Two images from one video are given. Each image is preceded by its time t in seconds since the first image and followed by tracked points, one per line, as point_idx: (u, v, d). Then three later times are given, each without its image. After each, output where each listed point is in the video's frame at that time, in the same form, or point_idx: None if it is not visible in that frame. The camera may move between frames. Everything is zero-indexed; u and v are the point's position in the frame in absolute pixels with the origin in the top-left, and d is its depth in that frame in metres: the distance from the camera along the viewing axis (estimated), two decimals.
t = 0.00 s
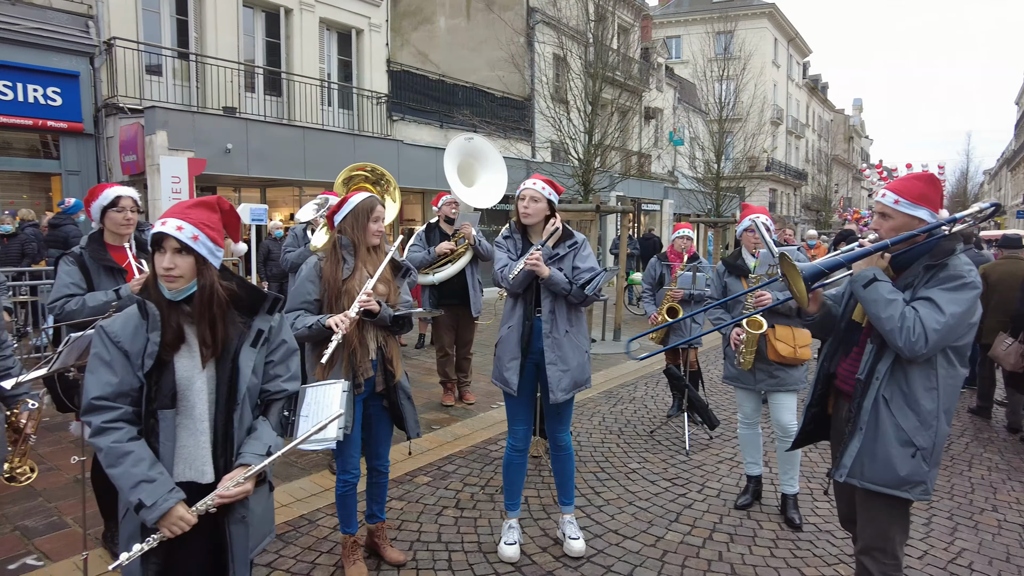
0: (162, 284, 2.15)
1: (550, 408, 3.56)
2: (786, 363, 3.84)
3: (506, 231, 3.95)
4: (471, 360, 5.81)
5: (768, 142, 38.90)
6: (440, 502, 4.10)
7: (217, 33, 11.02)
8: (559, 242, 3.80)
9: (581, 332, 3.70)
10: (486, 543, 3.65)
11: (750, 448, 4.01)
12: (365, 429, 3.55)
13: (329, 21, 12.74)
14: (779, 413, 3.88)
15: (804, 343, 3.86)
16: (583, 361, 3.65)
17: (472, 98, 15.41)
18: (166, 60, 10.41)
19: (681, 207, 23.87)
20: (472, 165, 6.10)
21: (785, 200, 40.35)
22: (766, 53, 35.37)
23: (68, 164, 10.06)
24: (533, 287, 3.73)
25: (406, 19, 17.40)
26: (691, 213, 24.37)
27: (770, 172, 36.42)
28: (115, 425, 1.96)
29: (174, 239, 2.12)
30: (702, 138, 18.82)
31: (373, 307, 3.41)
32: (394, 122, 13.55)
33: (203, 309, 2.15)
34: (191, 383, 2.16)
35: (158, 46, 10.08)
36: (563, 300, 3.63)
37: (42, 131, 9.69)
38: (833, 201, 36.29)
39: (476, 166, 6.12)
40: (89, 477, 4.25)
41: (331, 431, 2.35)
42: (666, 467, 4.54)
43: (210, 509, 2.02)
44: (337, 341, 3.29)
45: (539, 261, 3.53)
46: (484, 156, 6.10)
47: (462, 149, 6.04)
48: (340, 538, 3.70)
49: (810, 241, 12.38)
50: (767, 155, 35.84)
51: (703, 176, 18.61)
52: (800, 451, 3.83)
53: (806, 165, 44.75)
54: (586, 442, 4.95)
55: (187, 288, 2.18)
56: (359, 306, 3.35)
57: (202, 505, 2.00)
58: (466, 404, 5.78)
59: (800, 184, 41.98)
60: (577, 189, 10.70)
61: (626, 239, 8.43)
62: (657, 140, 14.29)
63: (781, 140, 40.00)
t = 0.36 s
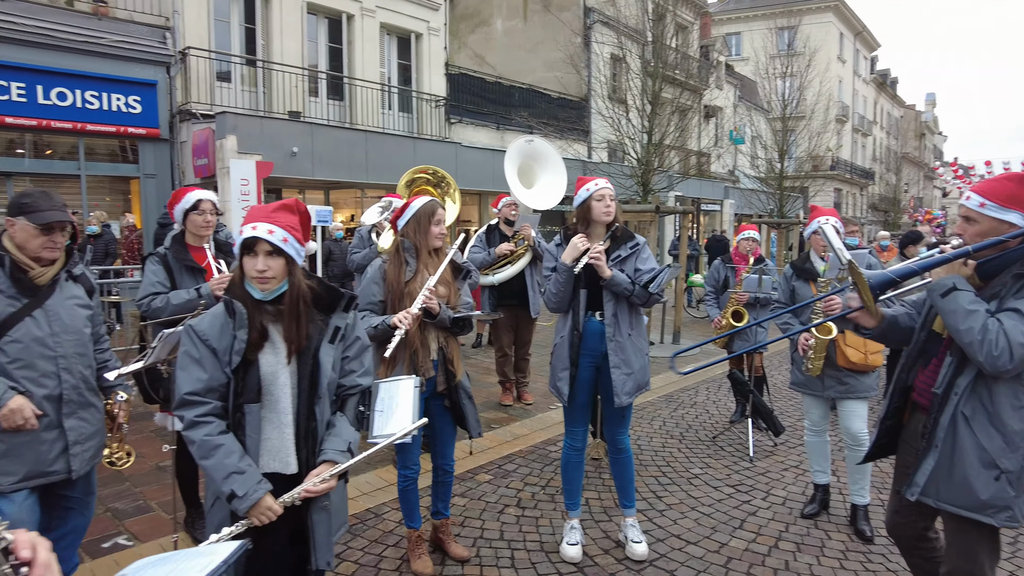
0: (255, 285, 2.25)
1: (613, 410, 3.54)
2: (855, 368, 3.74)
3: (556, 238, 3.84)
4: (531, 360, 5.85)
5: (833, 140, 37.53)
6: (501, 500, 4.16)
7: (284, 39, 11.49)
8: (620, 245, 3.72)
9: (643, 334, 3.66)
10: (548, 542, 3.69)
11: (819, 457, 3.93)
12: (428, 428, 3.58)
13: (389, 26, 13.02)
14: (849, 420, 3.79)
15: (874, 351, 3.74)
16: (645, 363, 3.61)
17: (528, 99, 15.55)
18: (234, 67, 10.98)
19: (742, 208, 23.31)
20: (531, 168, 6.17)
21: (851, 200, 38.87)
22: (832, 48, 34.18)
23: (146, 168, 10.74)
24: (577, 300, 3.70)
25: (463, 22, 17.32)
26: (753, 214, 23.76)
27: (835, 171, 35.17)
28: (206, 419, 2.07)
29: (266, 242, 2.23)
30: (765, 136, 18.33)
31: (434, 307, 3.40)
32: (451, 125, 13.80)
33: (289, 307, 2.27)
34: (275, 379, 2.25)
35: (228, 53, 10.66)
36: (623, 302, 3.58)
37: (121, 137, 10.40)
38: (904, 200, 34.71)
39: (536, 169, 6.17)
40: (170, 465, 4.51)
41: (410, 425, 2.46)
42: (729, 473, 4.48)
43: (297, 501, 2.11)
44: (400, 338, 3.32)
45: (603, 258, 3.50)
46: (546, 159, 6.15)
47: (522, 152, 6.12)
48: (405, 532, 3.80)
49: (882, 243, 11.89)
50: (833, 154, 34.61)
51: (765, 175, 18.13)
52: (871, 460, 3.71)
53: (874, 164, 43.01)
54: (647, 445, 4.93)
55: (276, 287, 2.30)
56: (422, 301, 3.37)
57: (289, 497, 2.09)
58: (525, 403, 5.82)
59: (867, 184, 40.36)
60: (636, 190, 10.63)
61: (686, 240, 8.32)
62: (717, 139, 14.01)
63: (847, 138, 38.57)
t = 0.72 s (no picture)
0: (405, 287, 2.38)
1: (701, 416, 3.50)
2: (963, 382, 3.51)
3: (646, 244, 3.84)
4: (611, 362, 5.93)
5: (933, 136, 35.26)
6: (584, 502, 4.23)
7: (369, 47, 12.00)
8: (709, 250, 3.69)
9: (732, 341, 3.61)
10: (632, 546, 3.72)
11: (918, 472, 3.75)
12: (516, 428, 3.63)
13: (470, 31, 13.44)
14: (953, 436, 3.59)
15: (981, 363, 3.50)
16: (734, 370, 3.56)
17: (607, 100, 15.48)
18: (323, 74, 11.65)
19: (831, 209, 22.29)
20: (615, 169, 6.47)
21: (953, 199, 36.39)
22: (934, 37, 32.17)
23: (243, 172, 11.54)
24: (665, 307, 3.67)
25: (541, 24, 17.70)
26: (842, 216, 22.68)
27: (935, 168, 33.05)
28: (322, 419, 2.20)
29: (405, 243, 2.40)
30: (856, 133, 17.49)
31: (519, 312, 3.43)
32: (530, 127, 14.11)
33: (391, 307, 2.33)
34: (387, 378, 2.37)
35: (317, 61, 11.35)
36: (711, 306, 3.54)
37: (219, 143, 11.22)
38: (1015, 199, 32.14)
39: (620, 172, 6.45)
40: (270, 454, 4.81)
41: (503, 419, 2.70)
42: (819, 485, 4.35)
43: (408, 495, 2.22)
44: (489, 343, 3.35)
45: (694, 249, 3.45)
46: (630, 163, 6.43)
47: (607, 154, 6.41)
48: (490, 528, 3.90)
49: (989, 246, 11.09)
50: (932, 151, 32.56)
51: (857, 174, 17.29)
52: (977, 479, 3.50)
53: (979, 161, 40.09)
54: (731, 453, 4.85)
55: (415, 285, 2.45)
56: (508, 309, 3.39)
57: (400, 491, 2.18)
58: (605, 407, 5.87)
59: (970, 181, 37.67)
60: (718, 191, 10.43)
61: (771, 243, 8.10)
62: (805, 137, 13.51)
63: (948, 133, 36.15)
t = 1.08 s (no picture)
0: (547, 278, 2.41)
1: (856, 429, 3.27)
2: None
3: (798, 244, 3.60)
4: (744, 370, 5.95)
5: None
6: (716, 511, 4.13)
7: (498, 51, 12.51)
8: (869, 249, 3.39)
9: (895, 349, 3.32)
10: (768, 561, 3.58)
11: None
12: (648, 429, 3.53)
13: (597, 29, 13.67)
14: None
15: None
16: (897, 380, 3.28)
17: (741, 92, 14.97)
18: (454, 79, 12.26)
19: (1003, 207, 19.82)
20: (754, 165, 6.33)
21: None
22: None
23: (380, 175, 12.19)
24: (821, 311, 3.41)
25: (669, 18, 16.37)
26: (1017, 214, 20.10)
27: None
28: (475, 414, 2.16)
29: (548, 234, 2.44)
30: None
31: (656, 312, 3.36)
32: (657, 123, 13.93)
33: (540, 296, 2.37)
34: (531, 372, 2.35)
35: (448, 66, 11.97)
36: (872, 311, 3.26)
37: (359, 148, 11.99)
38: None
39: (758, 166, 6.31)
40: (402, 443, 5.04)
41: (634, 415, 2.88)
42: (989, 514, 3.87)
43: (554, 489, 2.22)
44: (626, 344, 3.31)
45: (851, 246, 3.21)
46: (769, 157, 6.26)
47: (745, 149, 6.27)
48: (618, 531, 3.85)
49: None
50: None
51: None
52: None
53: None
54: (881, 471, 4.44)
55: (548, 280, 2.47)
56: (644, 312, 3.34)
57: (547, 485, 2.21)
58: (736, 414, 5.95)
59: None
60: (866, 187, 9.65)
61: (931, 243, 7.32)
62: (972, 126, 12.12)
63: None
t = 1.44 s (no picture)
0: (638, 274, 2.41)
1: (964, 440, 3.07)
2: None
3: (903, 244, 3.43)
4: (826, 376, 5.83)
5: None
6: (798, 520, 4.15)
7: (568, 49, 12.48)
8: (984, 249, 3.17)
9: (1012, 357, 3.09)
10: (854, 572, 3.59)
11: None
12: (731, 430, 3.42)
13: (669, 24, 13.44)
14: None
15: None
16: (1013, 390, 3.05)
17: (820, 85, 14.42)
18: (523, 78, 12.32)
19: None
20: (840, 161, 6.03)
21: None
22: None
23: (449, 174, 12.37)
24: (926, 314, 3.22)
25: (744, 11, 16.60)
26: None
27: None
28: (575, 417, 2.15)
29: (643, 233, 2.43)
30: None
31: (744, 314, 3.31)
32: (731, 118, 13.54)
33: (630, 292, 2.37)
34: (627, 373, 2.34)
35: (517, 65, 12.02)
36: (987, 315, 3.05)
37: (430, 148, 12.21)
38: None
39: (844, 162, 6.02)
40: (475, 438, 5.10)
41: (720, 415, 2.73)
42: None
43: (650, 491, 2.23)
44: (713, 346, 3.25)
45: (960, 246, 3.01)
46: (856, 152, 5.96)
47: (830, 144, 5.99)
48: (697, 536, 3.76)
49: None
50: None
51: None
52: None
53: None
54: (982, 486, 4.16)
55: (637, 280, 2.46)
56: (734, 314, 3.30)
57: (642, 488, 2.20)
58: (817, 421, 5.83)
59: None
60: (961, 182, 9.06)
61: None
62: None
63: None
